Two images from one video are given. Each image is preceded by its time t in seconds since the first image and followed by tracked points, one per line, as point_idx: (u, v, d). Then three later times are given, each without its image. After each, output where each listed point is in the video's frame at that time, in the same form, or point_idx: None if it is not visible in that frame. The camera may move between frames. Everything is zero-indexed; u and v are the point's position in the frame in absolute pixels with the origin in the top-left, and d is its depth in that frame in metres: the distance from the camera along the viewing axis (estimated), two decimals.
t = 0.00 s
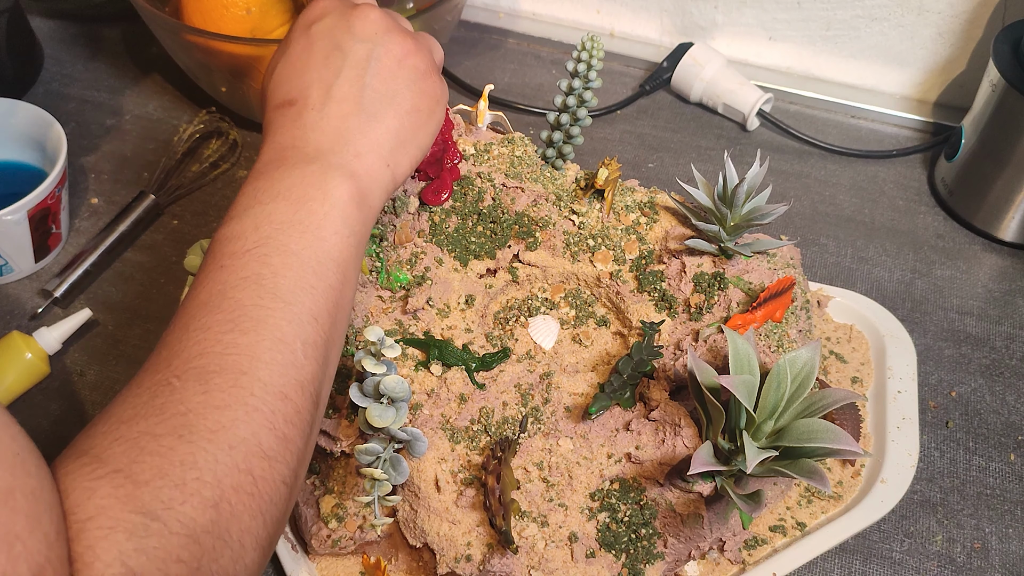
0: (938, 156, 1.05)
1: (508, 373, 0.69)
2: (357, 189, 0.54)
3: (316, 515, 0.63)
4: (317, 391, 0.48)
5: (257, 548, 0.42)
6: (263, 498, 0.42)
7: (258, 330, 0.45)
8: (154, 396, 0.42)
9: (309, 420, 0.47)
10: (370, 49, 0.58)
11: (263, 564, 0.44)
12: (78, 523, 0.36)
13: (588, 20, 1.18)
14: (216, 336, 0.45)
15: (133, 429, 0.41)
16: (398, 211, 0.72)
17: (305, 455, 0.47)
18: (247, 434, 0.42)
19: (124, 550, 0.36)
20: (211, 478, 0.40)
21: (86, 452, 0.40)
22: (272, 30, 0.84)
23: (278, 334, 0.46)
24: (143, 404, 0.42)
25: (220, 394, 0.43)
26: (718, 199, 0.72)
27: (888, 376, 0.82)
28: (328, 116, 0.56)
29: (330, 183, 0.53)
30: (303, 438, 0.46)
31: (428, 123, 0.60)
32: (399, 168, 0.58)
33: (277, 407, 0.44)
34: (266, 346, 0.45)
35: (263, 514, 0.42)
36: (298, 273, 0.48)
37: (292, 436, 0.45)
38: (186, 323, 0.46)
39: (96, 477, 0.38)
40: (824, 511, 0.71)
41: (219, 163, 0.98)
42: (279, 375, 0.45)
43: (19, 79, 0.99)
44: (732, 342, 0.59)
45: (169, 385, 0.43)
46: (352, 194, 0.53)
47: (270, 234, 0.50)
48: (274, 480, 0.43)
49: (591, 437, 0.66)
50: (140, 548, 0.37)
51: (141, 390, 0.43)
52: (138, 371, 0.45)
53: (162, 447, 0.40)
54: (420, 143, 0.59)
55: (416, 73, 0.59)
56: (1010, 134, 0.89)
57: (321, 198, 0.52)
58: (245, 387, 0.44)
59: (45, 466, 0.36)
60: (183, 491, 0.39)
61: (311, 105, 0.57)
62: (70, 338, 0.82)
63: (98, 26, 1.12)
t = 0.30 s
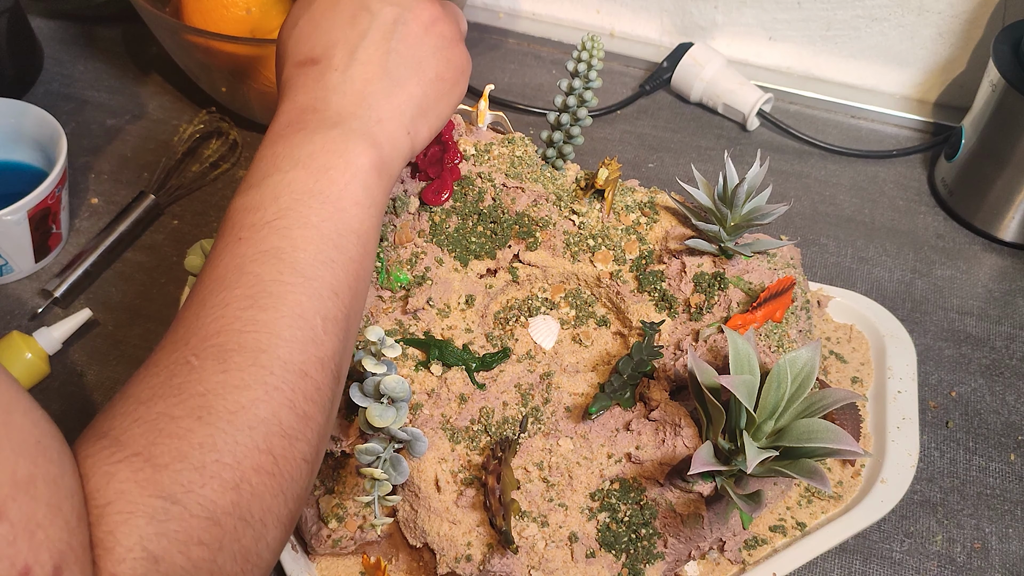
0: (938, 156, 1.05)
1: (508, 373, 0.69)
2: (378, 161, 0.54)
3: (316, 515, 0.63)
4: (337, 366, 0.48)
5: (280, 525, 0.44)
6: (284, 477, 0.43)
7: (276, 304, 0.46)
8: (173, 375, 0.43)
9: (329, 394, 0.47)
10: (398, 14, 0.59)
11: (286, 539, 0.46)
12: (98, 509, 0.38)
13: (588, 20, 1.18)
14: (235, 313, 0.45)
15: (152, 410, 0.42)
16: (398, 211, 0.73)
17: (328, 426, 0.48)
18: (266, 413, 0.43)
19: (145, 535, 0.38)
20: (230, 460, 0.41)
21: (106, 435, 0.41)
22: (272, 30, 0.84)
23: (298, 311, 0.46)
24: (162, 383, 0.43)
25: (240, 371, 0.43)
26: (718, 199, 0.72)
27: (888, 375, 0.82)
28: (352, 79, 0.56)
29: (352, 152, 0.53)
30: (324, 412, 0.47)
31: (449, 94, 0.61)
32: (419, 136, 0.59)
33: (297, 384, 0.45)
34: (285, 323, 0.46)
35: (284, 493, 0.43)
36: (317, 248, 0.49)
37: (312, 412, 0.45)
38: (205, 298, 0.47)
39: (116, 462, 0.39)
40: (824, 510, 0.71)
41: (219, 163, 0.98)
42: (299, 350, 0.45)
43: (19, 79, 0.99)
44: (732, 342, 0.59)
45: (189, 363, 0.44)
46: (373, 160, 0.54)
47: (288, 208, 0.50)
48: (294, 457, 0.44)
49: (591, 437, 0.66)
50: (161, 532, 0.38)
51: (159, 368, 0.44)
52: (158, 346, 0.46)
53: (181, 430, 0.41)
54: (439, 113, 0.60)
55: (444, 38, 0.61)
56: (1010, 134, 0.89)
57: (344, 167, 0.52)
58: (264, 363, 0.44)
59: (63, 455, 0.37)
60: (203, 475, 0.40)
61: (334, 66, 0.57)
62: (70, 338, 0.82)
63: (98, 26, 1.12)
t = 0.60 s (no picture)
0: (938, 157, 1.05)
1: (508, 373, 0.69)
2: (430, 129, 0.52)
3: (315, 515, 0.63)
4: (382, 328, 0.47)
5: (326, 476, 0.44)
6: (331, 437, 0.43)
7: (335, 266, 0.44)
8: (230, 335, 0.41)
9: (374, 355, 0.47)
10: None
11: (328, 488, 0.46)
12: (151, 465, 0.38)
13: (587, 20, 1.18)
14: (297, 275, 0.43)
15: (209, 371, 0.40)
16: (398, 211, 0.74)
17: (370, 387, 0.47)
18: (320, 377, 0.42)
19: (197, 492, 0.38)
20: (283, 422, 0.40)
21: (160, 393, 0.40)
22: (272, 30, 0.84)
23: (356, 277, 0.44)
24: (219, 343, 0.41)
25: (298, 335, 0.42)
26: (718, 199, 0.72)
27: (888, 375, 0.82)
28: (427, 40, 0.52)
29: (414, 118, 0.50)
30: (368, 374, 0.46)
31: (499, 82, 0.59)
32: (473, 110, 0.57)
33: (350, 348, 0.44)
34: (344, 288, 0.44)
35: (331, 451, 0.43)
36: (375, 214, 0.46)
37: (360, 375, 0.45)
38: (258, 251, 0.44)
39: (169, 422, 0.39)
40: (824, 510, 0.71)
41: (219, 162, 0.98)
42: (354, 316, 0.44)
43: (19, 79, 0.99)
44: (732, 342, 0.59)
45: (246, 324, 0.42)
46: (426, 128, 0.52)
47: (350, 167, 0.46)
48: (340, 416, 0.44)
49: (591, 437, 0.66)
50: (212, 489, 0.38)
51: (216, 326, 0.42)
52: (208, 297, 0.44)
53: (237, 392, 0.40)
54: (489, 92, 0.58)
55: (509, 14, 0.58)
56: (1010, 134, 0.89)
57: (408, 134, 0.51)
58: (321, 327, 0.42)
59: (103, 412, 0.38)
60: (256, 436, 0.40)
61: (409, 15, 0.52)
62: (70, 338, 0.82)
63: (98, 26, 1.12)
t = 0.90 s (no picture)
0: (938, 157, 1.05)
1: (508, 373, 0.69)
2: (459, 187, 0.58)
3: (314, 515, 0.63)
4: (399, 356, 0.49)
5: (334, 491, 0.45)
6: (345, 453, 0.44)
7: (375, 293, 0.47)
8: (270, 345, 0.43)
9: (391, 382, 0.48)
10: (545, 69, 0.63)
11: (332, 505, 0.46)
12: (170, 462, 0.38)
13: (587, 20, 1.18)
14: (340, 294, 0.45)
15: (242, 377, 0.42)
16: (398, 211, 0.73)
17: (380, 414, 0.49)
18: (349, 396, 0.44)
19: (211, 491, 0.38)
20: (307, 432, 0.42)
21: (189, 394, 0.41)
22: (271, 29, 0.84)
23: (391, 306, 0.47)
24: (257, 352, 0.43)
25: (335, 352, 0.44)
26: (718, 199, 0.72)
27: (889, 375, 0.82)
28: (491, 113, 0.59)
29: (450, 179, 0.56)
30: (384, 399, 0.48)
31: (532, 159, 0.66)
32: (499, 180, 0.64)
33: (376, 372, 0.46)
34: (381, 313, 0.46)
35: (343, 466, 0.44)
36: (411, 249, 0.50)
37: (377, 398, 0.46)
38: (304, 270, 0.47)
39: (194, 423, 0.40)
40: (824, 510, 0.71)
41: (220, 162, 0.98)
42: (384, 343, 0.46)
43: (19, 80, 0.99)
44: (732, 342, 0.59)
45: (288, 336, 0.44)
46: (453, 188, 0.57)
47: (401, 206, 0.51)
48: (357, 436, 0.45)
49: (591, 437, 0.66)
50: (227, 490, 0.39)
51: (255, 335, 0.44)
52: (248, 306, 0.46)
53: (268, 400, 0.41)
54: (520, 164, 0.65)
55: (562, 102, 0.65)
56: (1010, 134, 0.89)
57: (443, 189, 0.55)
58: (358, 348, 0.45)
59: (105, 409, 0.38)
60: (278, 443, 0.41)
61: (475, 83, 0.58)
62: (70, 338, 0.82)
63: (98, 26, 1.12)
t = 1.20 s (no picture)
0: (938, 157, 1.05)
1: (508, 373, 0.69)
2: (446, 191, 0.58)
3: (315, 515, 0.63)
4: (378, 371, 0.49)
5: (308, 509, 0.45)
6: (320, 470, 0.44)
7: (350, 308, 0.46)
8: (242, 361, 0.43)
9: (368, 397, 0.48)
10: (530, 63, 0.62)
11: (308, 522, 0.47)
12: (142, 480, 0.39)
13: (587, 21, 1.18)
14: (312, 309, 0.45)
15: (213, 394, 0.42)
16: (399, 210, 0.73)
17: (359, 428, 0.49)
18: (323, 412, 0.44)
19: (183, 510, 0.39)
20: (280, 450, 0.42)
21: (162, 412, 0.41)
22: (272, 29, 0.84)
23: (366, 321, 0.47)
24: (229, 368, 0.43)
25: (308, 368, 0.44)
26: (718, 199, 0.72)
27: (888, 375, 0.82)
28: (470, 115, 0.59)
29: (432, 187, 0.56)
30: (361, 415, 0.48)
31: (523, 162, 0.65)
32: (492, 181, 0.64)
33: (352, 387, 0.46)
34: (356, 329, 0.46)
35: (318, 483, 0.44)
36: (388, 262, 0.50)
37: (354, 413, 0.46)
38: (278, 285, 0.47)
39: (166, 440, 0.40)
40: (824, 510, 0.71)
41: (220, 162, 0.98)
42: (360, 358, 0.46)
43: (19, 80, 0.99)
44: (732, 342, 0.59)
45: (259, 352, 0.44)
46: (436, 194, 0.57)
47: (377, 218, 0.51)
48: (331, 453, 0.45)
49: (591, 437, 0.66)
50: (199, 510, 0.39)
51: (227, 351, 0.44)
52: (221, 321, 0.46)
53: (239, 418, 0.41)
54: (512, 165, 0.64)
55: (555, 96, 0.64)
56: (1010, 134, 0.89)
57: (422, 195, 0.55)
58: (332, 364, 0.45)
59: (87, 425, 0.38)
60: (250, 462, 0.41)
61: (453, 86, 0.58)
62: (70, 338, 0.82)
63: (98, 27, 1.12)
